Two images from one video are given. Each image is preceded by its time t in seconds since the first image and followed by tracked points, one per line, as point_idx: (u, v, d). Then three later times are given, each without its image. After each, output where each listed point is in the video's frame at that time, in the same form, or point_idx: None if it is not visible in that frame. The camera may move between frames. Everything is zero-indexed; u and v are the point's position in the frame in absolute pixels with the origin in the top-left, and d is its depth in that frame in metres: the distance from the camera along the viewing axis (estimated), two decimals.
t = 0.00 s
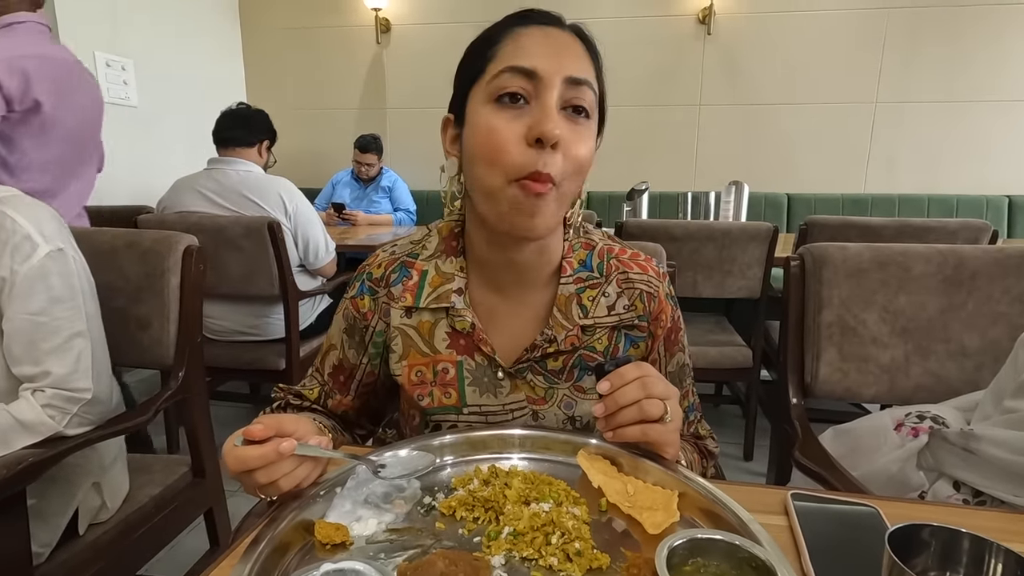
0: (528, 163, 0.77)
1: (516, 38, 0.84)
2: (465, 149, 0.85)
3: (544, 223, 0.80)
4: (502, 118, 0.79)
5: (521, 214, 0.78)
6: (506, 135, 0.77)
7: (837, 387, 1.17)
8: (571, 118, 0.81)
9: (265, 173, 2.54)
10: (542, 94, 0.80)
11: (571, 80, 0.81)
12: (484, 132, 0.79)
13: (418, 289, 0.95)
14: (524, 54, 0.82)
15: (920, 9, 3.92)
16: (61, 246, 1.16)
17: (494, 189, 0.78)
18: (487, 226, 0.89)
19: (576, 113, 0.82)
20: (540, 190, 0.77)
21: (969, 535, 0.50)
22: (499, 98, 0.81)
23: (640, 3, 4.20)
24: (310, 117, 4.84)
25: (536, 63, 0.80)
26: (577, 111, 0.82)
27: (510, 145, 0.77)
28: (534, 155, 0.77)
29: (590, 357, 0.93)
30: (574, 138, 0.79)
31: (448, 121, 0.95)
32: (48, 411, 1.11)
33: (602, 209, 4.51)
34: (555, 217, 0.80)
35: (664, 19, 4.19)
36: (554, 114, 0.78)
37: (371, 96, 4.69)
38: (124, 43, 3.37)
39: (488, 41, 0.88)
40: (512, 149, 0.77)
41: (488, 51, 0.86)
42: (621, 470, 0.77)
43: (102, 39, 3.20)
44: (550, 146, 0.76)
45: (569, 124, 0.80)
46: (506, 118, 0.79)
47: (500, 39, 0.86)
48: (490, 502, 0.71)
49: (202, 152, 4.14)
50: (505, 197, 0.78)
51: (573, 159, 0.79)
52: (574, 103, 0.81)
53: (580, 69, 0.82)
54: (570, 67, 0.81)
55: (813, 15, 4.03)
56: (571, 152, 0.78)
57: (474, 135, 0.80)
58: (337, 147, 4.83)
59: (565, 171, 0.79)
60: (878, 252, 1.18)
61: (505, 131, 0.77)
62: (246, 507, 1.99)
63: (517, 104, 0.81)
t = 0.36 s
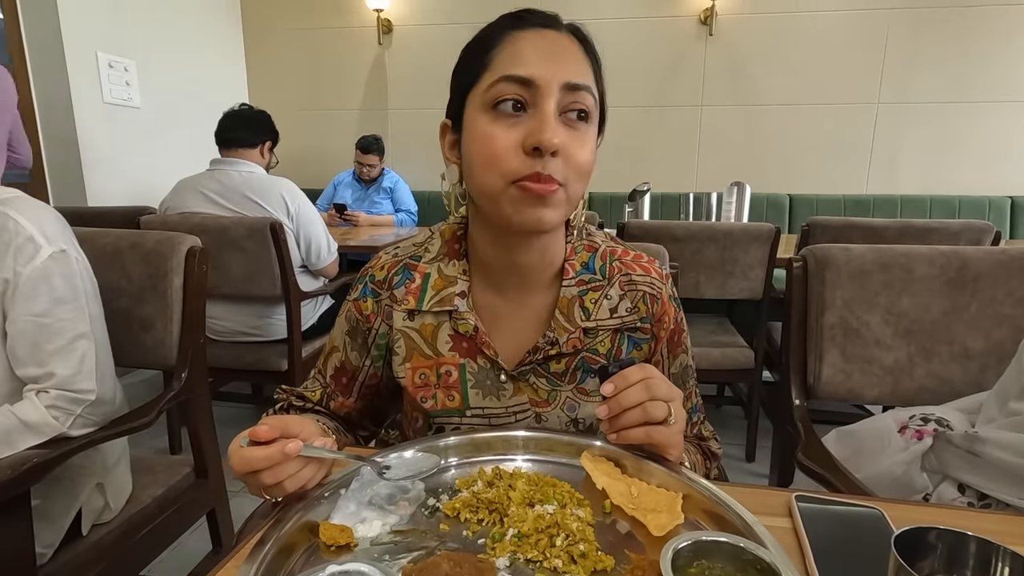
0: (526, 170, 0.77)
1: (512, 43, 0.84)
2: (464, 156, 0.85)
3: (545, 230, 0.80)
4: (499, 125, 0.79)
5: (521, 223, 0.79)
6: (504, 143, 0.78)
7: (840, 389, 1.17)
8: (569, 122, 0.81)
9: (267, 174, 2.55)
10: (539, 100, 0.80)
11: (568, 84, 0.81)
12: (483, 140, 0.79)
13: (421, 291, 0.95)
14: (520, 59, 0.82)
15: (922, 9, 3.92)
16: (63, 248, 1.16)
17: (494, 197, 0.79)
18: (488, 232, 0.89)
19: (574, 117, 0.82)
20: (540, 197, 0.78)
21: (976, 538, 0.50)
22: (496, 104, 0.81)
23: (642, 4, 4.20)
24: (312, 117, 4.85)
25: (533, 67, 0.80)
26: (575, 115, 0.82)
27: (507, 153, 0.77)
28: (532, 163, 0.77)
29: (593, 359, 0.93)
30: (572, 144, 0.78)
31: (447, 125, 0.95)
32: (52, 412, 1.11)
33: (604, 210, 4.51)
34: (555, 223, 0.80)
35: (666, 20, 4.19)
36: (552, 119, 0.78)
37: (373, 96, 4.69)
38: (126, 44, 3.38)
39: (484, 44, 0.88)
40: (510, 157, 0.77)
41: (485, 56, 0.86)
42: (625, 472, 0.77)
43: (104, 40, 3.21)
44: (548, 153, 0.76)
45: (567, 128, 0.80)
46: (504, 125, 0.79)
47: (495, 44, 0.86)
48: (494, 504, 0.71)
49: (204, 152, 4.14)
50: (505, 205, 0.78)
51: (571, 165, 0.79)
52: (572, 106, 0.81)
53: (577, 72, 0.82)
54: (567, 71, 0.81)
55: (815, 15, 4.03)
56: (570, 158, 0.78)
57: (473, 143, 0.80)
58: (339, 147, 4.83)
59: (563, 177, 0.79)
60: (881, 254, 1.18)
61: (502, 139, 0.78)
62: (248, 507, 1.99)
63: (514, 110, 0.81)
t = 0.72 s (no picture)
0: (489, 190, 0.78)
1: (469, 57, 0.84)
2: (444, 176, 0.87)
3: (522, 241, 0.81)
4: (462, 147, 0.81)
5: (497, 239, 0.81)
6: (467, 165, 0.79)
7: (841, 389, 1.17)
8: (533, 129, 0.80)
9: (269, 175, 2.55)
10: (496, 114, 0.79)
11: (526, 91, 0.79)
12: (451, 164, 0.81)
13: (422, 292, 0.95)
14: (476, 74, 0.82)
15: (925, 9, 3.91)
16: (67, 248, 1.16)
17: (471, 217, 0.82)
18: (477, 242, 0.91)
19: (538, 123, 0.80)
20: (507, 214, 0.79)
21: (975, 538, 0.50)
22: (458, 125, 0.82)
23: (643, 5, 4.20)
24: (314, 118, 4.85)
25: (484, 82, 0.80)
26: (541, 120, 0.81)
27: (470, 175, 0.79)
28: (493, 182, 0.78)
29: (593, 361, 0.93)
30: (532, 155, 0.78)
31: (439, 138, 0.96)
32: (54, 411, 1.11)
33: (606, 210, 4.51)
34: (532, 235, 0.81)
35: (667, 20, 4.19)
36: (509, 134, 0.78)
37: (375, 97, 4.69)
38: (129, 45, 3.38)
39: (452, 59, 0.88)
40: (473, 178, 0.78)
41: (452, 72, 0.87)
42: (625, 472, 0.77)
43: (107, 41, 3.21)
44: (506, 171, 0.77)
45: (529, 138, 0.79)
46: (465, 145, 0.80)
47: (460, 57, 0.86)
48: (494, 504, 0.71)
49: (205, 153, 4.14)
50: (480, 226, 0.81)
51: (538, 175, 0.79)
52: (534, 113, 0.80)
53: (534, 75, 0.81)
54: (522, 77, 0.80)
55: (817, 16, 4.03)
56: (534, 169, 0.78)
57: (445, 167, 0.83)
58: (340, 148, 4.83)
59: (530, 188, 0.79)
60: (882, 254, 1.18)
61: (465, 161, 0.79)
62: (249, 507, 2.00)
63: (475, 128, 0.81)
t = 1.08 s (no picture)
0: (490, 196, 0.79)
1: (465, 60, 0.84)
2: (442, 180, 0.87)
3: (523, 246, 0.82)
4: (461, 151, 0.81)
5: (499, 243, 0.81)
6: (467, 169, 0.79)
7: (842, 390, 1.17)
8: (533, 132, 0.80)
9: (270, 175, 2.55)
10: (495, 118, 0.79)
11: (524, 96, 0.79)
12: (450, 168, 0.81)
13: (421, 292, 0.95)
14: (473, 77, 0.81)
15: (927, 9, 3.91)
16: (68, 248, 1.16)
17: (471, 222, 0.82)
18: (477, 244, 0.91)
19: (538, 128, 0.80)
20: (508, 218, 0.79)
21: (977, 539, 0.50)
22: (457, 130, 0.82)
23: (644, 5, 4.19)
24: (315, 118, 4.85)
25: (482, 86, 0.79)
26: (540, 123, 0.81)
27: (471, 180, 0.79)
28: (494, 188, 0.78)
29: (593, 362, 0.93)
30: (533, 160, 0.78)
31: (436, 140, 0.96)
32: (55, 411, 1.11)
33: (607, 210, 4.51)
34: (534, 240, 0.82)
35: (668, 21, 4.19)
36: (509, 138, 0.78)
37: (376, 97, 4.69)
38: (131, 46, 3.39)
39: (447, 62, 0.88)
40: (474, 183, 0.79)
41: (448, 75, 0.87)
42: (626, 472, 0.77)
43: (109, 42, 3.22)
44: (507, 176, 0.77)
45: (528, 142, 0.79)
46: (465, 150, 0.80)
47: (454, 60, 0.86)
48: (494, 504, 0.71)
49: (207, 153, 4.15)
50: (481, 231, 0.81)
51: (538, 180, 0.79)
52: (534, 118, 0.80)
53: (532, 78, 0.80)
54: (521, 81, 0.80)
55: (819, 16, 4.02)
56: (535, 174, 0.78)
57: (444, 172, 0.83)
58: (342, 148, 4.84)
59: (531, 193, 0.79)
60: (884, 254, 1.18)
61: (465, 166, 0.79)
62: (250, 507, 2.00)
63: (474, 132, 0.81)
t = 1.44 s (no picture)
0: (495, 195, 0.78)
1: (469, 61, 0.84)
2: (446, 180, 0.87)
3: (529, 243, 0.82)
4: (466, 152, 0.80)
5: (505, 243, 0.81)
6: (471, 170, 0.79)
7: (845, 391, 1.16)
8: (537, 131, 0.80)
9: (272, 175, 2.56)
10: (500, 117, 0.79)
11: (529, 94, 0.79)
12: (455, 168, 0.81)
13: (424, 293, 0.95)
14: (477, 77, 0.81)
15: (930, 10, 3.90)
16: (70, 248, 1.16)
17: (476, 222, 0.82)
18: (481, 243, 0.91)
19: (542, 127, 0.80)
20: (514, 218, 0.79)
21: (980, 539, 0.49)
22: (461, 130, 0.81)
23: (646, 5, 4.19)
24: (316, 118, 4.86)
25: (487, 85, 0.79)
26: (545, 121, 0.81)
27: (475, 180, 0.79)
28: (499, 188, 0.78)
29: (596, 361, 0.93)
30: (538, 159, 0.78)
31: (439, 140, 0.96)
32: (58, 411, 1.12)
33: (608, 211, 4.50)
34: (538, 240, 0.82)
35: (670, 21, 4.18)
36: (513, 138, 0.78)
37: (378, 98, 4.69)
38: (133, 46, 3.39)
39: (450, 63, 0.88)
40: (478, 183, 0.78)
41: (451, 76, 0.87)
42: (628, 473, 0.77)
43: (111, 42, 3.22)
44: (512, 176, 0.77)
45: (533, 142, 0.79)
46: (469, 151, 0.80)
47: (459, 60, 0.86)
48: (495, 504, 0.71)
49: (209, 154, 4.16)
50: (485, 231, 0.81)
51: (543, 179, 0.79)
52: (538, 116, 0.80)
53: (536, 77, 0.80)
54: (526, 80, 0.80)
55: (821, 17, 4.02)
56: (540, 173, 0.78)
57: (448, 172, 0.83)
58: (344, 149, 4.84)
59: (536, 192, 0.79)
60: (887, 255, 1.18)
61: (470, 166, 0.79)
62: (251, 507, 2.00)
63: (479, 132, 0.81)
